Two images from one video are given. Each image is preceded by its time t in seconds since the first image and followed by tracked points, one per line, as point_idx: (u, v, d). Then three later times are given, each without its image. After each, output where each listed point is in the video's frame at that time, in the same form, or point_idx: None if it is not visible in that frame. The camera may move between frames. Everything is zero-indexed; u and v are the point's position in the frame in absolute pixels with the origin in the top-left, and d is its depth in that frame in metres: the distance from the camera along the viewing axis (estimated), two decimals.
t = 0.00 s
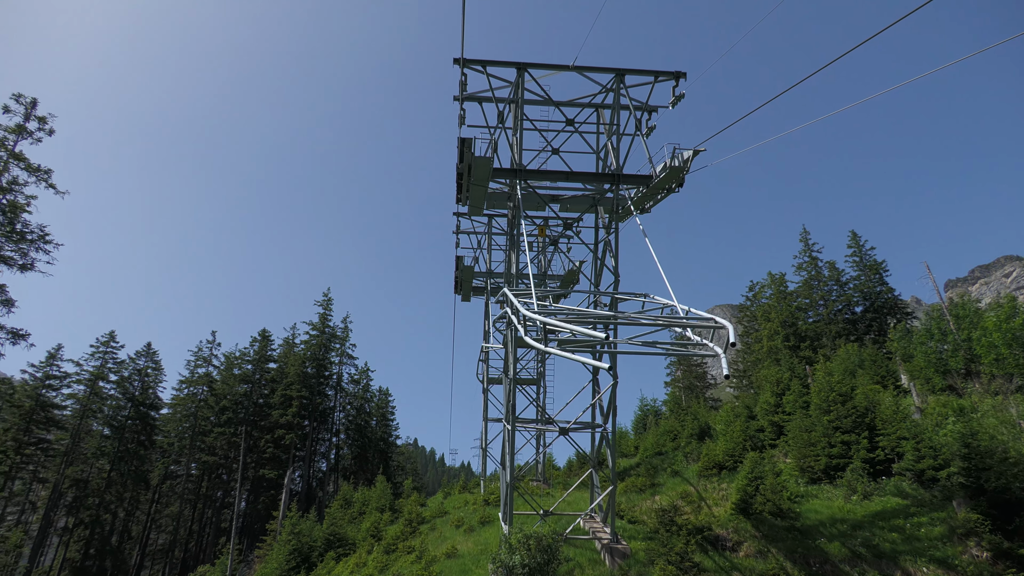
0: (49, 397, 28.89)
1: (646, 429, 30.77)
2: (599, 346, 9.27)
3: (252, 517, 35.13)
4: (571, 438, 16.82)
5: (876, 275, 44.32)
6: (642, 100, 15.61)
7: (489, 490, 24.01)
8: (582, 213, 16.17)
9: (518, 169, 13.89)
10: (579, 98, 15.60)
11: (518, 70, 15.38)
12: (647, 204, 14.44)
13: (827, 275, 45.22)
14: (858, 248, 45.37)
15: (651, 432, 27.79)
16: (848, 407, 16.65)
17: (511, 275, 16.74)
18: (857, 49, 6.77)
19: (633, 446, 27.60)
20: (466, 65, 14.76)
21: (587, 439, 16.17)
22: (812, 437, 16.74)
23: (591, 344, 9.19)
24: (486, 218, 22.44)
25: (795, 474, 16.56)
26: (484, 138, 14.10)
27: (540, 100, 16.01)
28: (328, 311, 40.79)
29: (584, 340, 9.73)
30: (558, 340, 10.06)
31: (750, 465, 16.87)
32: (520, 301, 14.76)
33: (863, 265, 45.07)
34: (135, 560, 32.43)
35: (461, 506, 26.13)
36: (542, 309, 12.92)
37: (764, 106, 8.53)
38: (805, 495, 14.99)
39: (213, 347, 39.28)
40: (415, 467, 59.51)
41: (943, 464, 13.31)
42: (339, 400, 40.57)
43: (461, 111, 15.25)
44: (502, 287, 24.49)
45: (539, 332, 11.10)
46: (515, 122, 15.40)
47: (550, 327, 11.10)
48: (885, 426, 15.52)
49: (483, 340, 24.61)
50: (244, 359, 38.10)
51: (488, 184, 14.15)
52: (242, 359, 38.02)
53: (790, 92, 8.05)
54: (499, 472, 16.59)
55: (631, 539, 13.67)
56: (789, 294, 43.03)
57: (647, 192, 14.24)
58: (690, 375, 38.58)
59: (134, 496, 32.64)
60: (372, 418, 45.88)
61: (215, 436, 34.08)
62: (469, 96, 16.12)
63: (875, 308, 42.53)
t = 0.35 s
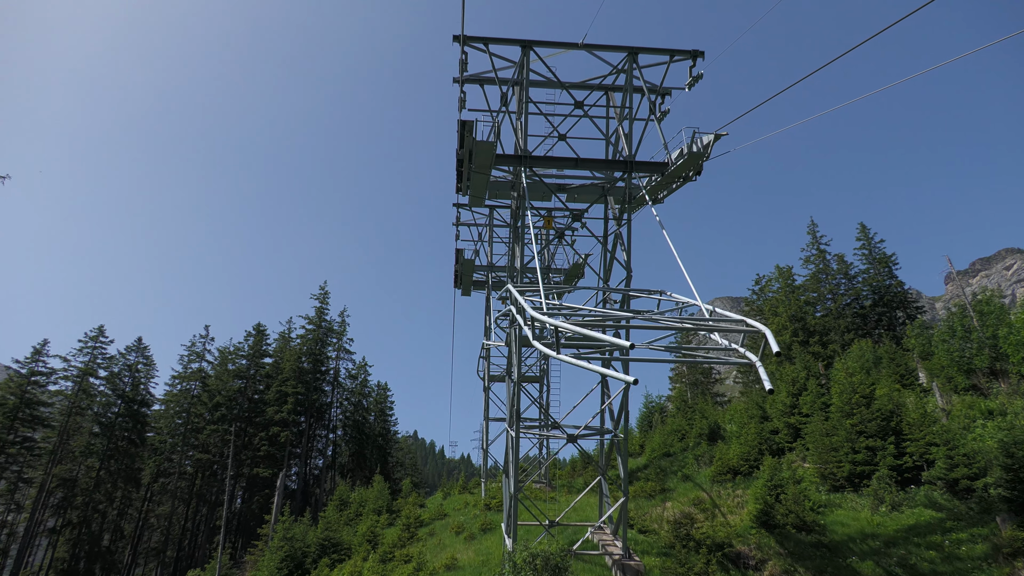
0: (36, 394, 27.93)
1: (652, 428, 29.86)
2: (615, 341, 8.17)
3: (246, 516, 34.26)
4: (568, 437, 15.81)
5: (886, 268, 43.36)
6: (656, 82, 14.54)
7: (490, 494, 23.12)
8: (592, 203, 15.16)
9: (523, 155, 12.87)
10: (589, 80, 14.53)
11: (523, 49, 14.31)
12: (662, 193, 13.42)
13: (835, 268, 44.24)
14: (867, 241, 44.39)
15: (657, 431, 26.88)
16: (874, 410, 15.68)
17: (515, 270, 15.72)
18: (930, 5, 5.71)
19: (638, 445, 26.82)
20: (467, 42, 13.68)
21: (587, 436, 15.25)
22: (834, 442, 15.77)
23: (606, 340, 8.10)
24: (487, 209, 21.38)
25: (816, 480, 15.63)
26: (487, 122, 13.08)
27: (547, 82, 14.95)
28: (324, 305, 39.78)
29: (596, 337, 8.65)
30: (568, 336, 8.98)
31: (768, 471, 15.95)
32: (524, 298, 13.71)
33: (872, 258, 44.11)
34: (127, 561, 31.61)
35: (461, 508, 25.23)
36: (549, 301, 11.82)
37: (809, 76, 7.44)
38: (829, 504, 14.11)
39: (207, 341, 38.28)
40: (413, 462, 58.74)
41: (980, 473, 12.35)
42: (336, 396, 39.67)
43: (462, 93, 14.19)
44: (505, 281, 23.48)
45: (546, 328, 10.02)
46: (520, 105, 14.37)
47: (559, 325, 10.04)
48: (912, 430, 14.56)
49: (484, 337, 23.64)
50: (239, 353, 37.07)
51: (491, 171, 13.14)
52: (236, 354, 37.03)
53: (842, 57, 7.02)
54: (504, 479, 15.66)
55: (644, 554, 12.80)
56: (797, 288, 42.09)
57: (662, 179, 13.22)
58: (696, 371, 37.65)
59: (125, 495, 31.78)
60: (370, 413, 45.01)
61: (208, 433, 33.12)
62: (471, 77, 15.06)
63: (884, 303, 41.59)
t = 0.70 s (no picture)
0: (21, 393, 26.96)
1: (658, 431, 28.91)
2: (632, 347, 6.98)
3: (240, 518, 33.37)
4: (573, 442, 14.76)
5: (897, 265, 42.35)
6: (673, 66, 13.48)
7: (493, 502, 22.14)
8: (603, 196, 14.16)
9: (531, 146, 11.83)
10: (601, 64, 13.48)
11: (530, 29, 13.24)
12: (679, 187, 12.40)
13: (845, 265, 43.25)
14: (878, 237, 43.36)
15: (664, 434, 25.93)
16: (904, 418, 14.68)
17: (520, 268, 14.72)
18: None
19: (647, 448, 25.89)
20: (470, 21, 12.61)
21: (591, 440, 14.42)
22: (862, 452, 14.77)
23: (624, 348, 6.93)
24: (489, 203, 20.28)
25: (842, 494, 14.63)
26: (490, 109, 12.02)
27: (555, 65, 13.90)
28: (321, 301, 38.77)
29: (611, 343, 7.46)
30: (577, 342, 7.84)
31: (791, 484, 14.93)
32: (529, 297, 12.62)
33: (884, 255, 43.09)
34: (118, 565, 30.71)
35: (461, 515, 24.26)
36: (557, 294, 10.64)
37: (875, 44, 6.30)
38: (857, 522, 13.15)
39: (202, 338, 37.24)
40: (413, 460, 57.88)
41: None
42: (333, 394, 38.75)
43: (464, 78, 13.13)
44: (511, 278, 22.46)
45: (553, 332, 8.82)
46: (526, 92, 13.33)
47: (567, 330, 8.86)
48: (945, 441, 13.56)
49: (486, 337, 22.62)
50: (234, 351, 36.00)
51: (495, 163, 12.09)
52: (231, 351, 36.01)
53: (913, 20, 5.91)
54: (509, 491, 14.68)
55: None
56: (807, 286, 41.08)
57: (680, 172, 12.20)
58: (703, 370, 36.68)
59: (116, 498, 30.85)
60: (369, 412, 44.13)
61: (201, 434, 32.14)
62: (473, 61, 14.01)
63: (896, 301, 40.62)
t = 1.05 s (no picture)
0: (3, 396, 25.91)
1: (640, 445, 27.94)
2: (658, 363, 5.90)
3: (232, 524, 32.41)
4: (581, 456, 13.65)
5: (907, 265, 41.33)
6: (690, 54, 12.47)
7: (493, 515, 21.11)
8: (614, 191, 13.14)
9: (538, 135, 10.80)
10: (613, 49, 12.46)
11: (536, 11, 12.19)
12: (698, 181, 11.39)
13: (854, 265, 42.29)
14: (888, 236, 42.37)
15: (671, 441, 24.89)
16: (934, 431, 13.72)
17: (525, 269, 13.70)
18: None
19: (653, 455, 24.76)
20: None
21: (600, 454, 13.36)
22: (891, 466, 13.70)
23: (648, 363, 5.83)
24: (491, 198, 19.21)
25: (868, 512, 13.62)
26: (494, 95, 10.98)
27: (563, 52, 12.89)
28: (317, 300, 37.75)
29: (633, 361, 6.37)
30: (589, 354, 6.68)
31: (814, 501, 13.93)
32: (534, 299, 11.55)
33: (894, 255, 42.07)
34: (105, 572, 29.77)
35: (460, 524, 23.25)
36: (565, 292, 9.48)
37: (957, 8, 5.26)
38: (887, 548, 12.15)
39: (194, 337, 36.19)
40: (411, 461, 56.89)
41: None
42: (329, 395, 37.72)
43: (465, 63, 12.08)
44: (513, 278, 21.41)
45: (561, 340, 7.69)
46: (532, 78, 12.30)
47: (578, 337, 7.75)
48: (980, 456, 12.61)
49: (488, 340, 21.62)
50: (227, 350, 34.92)
51: (498, 153, 11.05)
52: (224, 351, 34.96)
53: None
54: (512, 509, 13.59)
55: None
56: (815, 286, 40.11)
57: (700, 165, 11.19)
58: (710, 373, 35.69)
59: (104, 503, 29.86)
60: (366, 414, 43.09)
61: (192, 436, 31.13)
62: (475, 44, 12.98)
63: (906, 301, 39.65)
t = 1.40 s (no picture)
0: None
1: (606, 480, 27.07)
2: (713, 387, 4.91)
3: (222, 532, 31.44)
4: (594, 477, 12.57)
5: (917, 268, 40.38)
6: (711, 40, 11.50)
7: (493, 530, 20.15)
8: (627, 189, 12.19)
9: (547, 125, 9.82)
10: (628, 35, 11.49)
11: None
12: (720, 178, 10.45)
13: (863, 268, 41.37)
14: (897, 238, 41.42)
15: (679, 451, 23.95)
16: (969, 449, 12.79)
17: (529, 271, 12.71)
18: None
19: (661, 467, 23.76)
20: None
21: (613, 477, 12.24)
22: (922, 485, 12.66)
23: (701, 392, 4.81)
24: (492, 197, 18.22)
25: (898, 537, 12.58)
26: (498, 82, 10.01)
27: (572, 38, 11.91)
28: (312, 301, 36.74)
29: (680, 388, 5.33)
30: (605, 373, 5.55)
31: (840, 525, 12.94)
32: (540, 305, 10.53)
33: (903, 257, 41.12)
34: None
35: (458, 538, 22.27)
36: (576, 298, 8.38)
37: None
38: None
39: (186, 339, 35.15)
40: (408, 464, 55.84)
41: None
42: (324, 399, 36.72)
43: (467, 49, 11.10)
44: (515, 280, 20.42)
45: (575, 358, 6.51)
46: (539, 65, 11.33)
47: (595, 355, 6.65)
48: (1020, 476, 11.63)
49: (488, 345, 20.65)
50: (219, 352, 33.87)
51: (502, 146, 10.07)
52: (216, 353, 33.94)
53: None
54: (515, 533, 12.55)
55: None
56: (823, 290, 39.16)
57: (723, 160, 10.25)
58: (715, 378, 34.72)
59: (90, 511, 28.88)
60: (363, 417, 42.09)
61: (182, 442, 30.13)
62: (477, 30, 12.00)
63: (916, 305, 38.69)
